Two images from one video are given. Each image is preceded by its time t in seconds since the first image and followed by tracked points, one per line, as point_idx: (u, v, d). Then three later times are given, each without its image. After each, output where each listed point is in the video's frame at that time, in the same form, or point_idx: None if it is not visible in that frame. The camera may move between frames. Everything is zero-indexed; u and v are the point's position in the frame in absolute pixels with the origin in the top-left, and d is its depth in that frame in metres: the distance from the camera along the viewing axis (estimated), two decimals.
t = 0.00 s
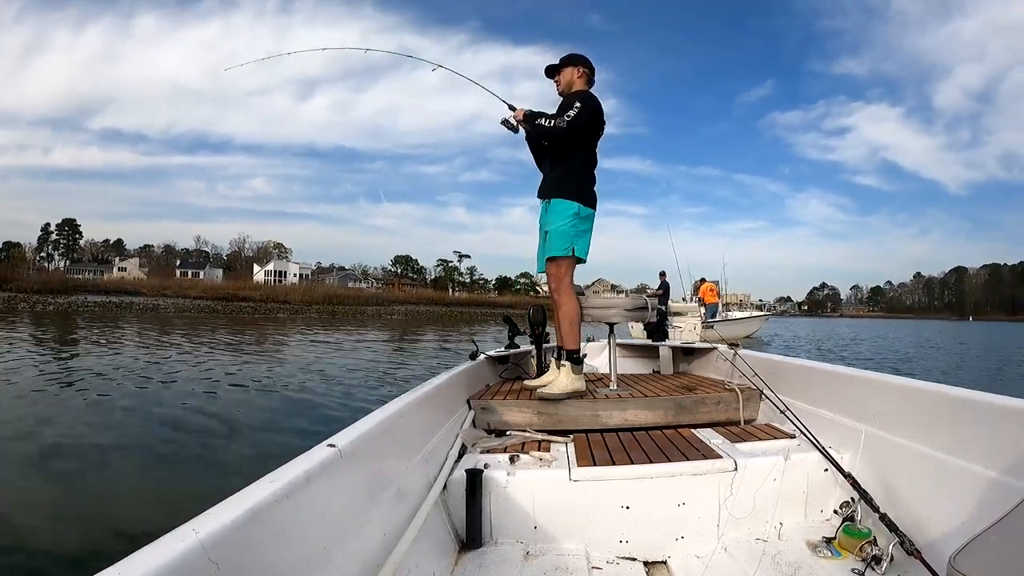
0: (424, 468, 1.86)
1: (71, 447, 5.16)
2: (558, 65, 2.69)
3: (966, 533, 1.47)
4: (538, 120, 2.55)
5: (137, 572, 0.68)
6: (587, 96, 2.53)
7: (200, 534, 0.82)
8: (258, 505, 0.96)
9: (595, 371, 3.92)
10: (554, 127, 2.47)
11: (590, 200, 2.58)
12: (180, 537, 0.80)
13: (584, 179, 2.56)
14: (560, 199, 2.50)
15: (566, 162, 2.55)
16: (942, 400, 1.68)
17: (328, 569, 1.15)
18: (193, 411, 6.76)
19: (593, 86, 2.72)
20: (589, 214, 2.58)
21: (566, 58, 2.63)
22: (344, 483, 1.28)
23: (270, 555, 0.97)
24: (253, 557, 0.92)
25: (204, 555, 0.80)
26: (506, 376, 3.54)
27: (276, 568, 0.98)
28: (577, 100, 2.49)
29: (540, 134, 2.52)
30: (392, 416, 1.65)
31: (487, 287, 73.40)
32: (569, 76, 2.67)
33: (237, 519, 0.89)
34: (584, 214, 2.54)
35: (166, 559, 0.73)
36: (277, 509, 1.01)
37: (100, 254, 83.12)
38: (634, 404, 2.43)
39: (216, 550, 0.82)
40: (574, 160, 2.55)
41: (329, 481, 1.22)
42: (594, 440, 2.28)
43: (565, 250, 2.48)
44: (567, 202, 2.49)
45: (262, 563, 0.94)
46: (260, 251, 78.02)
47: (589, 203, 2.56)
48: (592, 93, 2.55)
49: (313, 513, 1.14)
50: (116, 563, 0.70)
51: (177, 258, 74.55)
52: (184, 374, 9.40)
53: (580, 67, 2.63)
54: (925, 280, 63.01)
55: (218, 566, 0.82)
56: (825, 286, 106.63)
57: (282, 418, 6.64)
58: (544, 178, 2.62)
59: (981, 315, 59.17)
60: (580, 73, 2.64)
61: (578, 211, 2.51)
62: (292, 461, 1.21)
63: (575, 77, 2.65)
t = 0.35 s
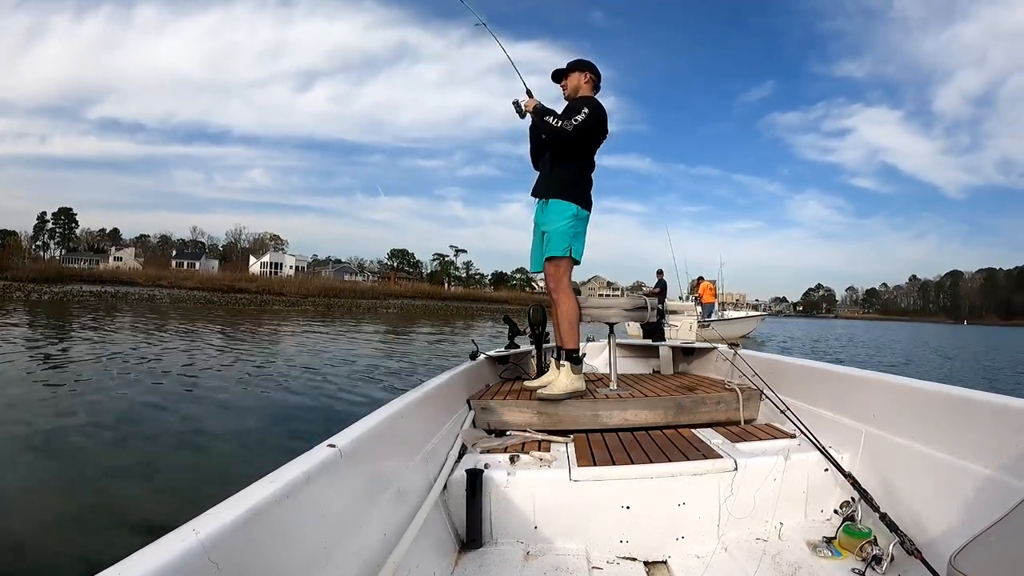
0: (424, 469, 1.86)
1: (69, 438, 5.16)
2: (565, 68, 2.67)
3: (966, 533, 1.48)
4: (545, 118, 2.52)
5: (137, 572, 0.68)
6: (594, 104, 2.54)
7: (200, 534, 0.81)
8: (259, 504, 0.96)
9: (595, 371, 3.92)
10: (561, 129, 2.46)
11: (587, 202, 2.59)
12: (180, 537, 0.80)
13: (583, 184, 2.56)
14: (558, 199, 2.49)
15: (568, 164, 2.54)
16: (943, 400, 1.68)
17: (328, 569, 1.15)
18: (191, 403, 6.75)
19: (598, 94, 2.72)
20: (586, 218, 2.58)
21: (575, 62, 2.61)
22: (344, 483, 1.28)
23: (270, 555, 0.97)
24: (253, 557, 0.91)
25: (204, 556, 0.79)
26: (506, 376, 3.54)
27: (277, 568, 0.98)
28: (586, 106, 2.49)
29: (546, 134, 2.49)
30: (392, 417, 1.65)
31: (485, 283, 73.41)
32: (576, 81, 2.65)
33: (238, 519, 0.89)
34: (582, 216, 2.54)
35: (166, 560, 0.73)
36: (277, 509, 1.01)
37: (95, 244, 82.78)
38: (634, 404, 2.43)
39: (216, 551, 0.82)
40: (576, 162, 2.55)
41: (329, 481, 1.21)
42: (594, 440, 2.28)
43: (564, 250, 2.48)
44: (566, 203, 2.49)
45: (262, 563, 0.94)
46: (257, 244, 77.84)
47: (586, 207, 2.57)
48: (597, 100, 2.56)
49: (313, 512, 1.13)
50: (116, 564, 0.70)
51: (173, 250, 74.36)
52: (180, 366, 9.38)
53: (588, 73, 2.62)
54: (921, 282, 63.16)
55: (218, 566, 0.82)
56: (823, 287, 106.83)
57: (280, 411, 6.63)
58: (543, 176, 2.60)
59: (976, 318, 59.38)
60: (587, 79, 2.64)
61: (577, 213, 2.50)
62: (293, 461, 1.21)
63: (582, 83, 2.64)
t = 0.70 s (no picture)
0: (424, 468, 1.86)
1: (68, 442, 5.14)
2: (565, 69, 2.68)
3: (966, 533, 1.48)
4: (540, 117, 2.53)
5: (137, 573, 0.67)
6: (590, 106, 2.54)
7: (200, 534, 0.81)
8: (258, 505, 0.95)
9: (595, 371, 3.91)
10: (554, 129, 2.47)
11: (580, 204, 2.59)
12: (180, 538, 0.80)
13: (575, 184, 2.56)
14: (549, 199, 2.50)
15: (562, 163, 2.53)
16: (943, 399, 1.68)
17: (328, 569, 1.14)
18: (190, 406, 6.74)
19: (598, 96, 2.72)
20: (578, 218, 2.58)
21: (574, 64, 2.62)
22: (344, 483, 1.28)
23: (270, 555, 0.97)
24: (253, 557, 0.91)
25: (204, 556, 0.79)
26: (506, 376, 3.53)
27: (276, 568, 0.97)
28: (580, 108, 2.50)
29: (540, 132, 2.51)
30: (392, 417, 1.65)
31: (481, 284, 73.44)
32: (575, 82, 2.66)
33: (238, 519, 0.89)
34: (573, 216, 2.54)
35: (166, 560, 0.73)
36: (277, 509, 1.01)
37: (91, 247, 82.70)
38: (634, 404, 2.43)
39: (216, 551, 0.82)
40: (570, 162, 2.54)
41: (328, 482, 1.21)
42: (594, 440, 2.28)
43: (554, 250, 2.49)
44: (557, 202, 2.50)
45: (263, 563, 0.94)
46: (254, 247, 77.78)
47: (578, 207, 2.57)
48: (594, 102, 2.56)
49: (313, 513, 1.13)
50: (116, 564, 0.70)
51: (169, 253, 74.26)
52: (176, 369, 9.34)
53: (587, 74, 2.62)
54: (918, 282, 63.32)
55: (218, 566, 0.82)
56: (820, 288, 107.10)
57: (279, 413, 6.62)
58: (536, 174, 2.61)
59: (972, 317, 59.50)
60: (586, 80, 2.64)
61: (568, 212, 2.51)
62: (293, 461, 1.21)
63: (581, 84, 2.65)
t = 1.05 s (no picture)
0: (424, 469, 1.85)
1: (65, 445, 5.12)
2: (559, 66, 2.68)
3: (966, 531, 1.48)
4: (533, 121, 2.54)
5: (137, 573, 0.67)
6: (583, 104, 2.54)
7: (200, 535, 0.81)
8: (258, 505, 0.95)
9: (594, 372, 3.91)
10: (547, 130, 2.48)
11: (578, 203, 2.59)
12: (180, 538, 0.79)
13: (572, 183, 2.56)
14: (545, 200, 2.50)
15: (557, 163, 2.53)
16: (942, 399, 1.68)
17: (328, 569, 1.14)
18: (188, 409, 6.71)
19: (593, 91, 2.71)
20: (576, 217, 2.58)
21: (566, 62, 2.62)
22: (344, 484, 1.27)
23: (270, 555, 0.96)
24: (253, 558, 0.91)
25: (204, 557, 0.79)
26: (506, 376, 3.53)
27: (276, 568, 0.97)
28: (573, 107, 2.50)
29: (534, 135, 2.51)
30: (392, 417, 1.64)
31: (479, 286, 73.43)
32: (569, 79, 2.66)
33: (238, 519, 0.89)
34: (570, 215, 2.54)
35: (166, 559, 0.73)
36: (277, 510, 1.01)
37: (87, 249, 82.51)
38: (634, 404, 2.43)
39: (216, 551, 0.82)
40: (566, 161, 2.54)
41: (329, 482, 1.21)
42: (594, 440, 2.28)
43: (551, 251, 2.49)
44: (552, 202, 2.50)
45: (263, 565, 0.94)
46: (251, 249, 77.65)
47: (575, 206, 2.57)
48: (587, 100, 2.56)
49: (313, 514, 1.13)
50: (116, 564, 0.70)
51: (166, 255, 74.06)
52: (173, 372, 9.29)
53: (580, 71, 2.62)
54: (915, 283, 63.50)
55: (218, 567, 0.82)
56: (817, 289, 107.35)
57: (278, 416, 6.60)
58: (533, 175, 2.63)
59: (968, 318, 59.70)
60: (580, 77, 2.64)
61: (564, 212, 2.51)
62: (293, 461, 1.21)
63: (575, 81, 2.65)
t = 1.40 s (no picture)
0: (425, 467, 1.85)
1: (63, 440, 5.11)
2: (558, 63, 2.66)
3: (965, 533, 1.48)
4: (534, 125, 2.53)
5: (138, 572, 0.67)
6: (582, 102, 2.52)
7: (201, 534, 0.80)
8: (258, 504, 0.94)
9: (594, 372, 3.92)
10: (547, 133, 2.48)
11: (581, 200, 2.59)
12: (181, 537, 0.79)
13: (575, 182, 2.56)
14: (548, 200, 2.51)
15: (560, 162, 2.54)
16: (943, 401, 1.68)
17: (328, 568, 1.14)
18: (184, 406, 6.69)
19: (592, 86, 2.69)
20: (578, 215, 2.57)
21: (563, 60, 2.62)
22: (344, 482, 1.27)
23: (270, 555, 0.96)
24: (253, 558, 0.90)
25: (204, 557, 0.78)
26: (506, 376, 3.53)
27: (276, 568, 0.97)
28: (572, 107, 2.49)
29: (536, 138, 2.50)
30: (392, 416, 1.64)
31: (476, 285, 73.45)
32: (567, 77, 2.66)
33: (237, 519, 0.88)
34: (573, 215, 2.54)
35: (166, 559, 0.72)
36: (277, 509, 1.00)
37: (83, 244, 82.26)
38: (634, 404, 2.43)
39: (216, 551, 0.81)
40: (570, 161, 2.55)
41: (329, 481, 1.20)
42: (594, 440, 2.28)
43: (551, 250, 2.49)
44: (555, 202, 2.50)
45: (263, 564, 0.93)
46: (248, 247, 77.48)
47: (579, 204, 2.57)
48: (586, 98, 2.54)
49: (313, 513, 1.12)
50: (116, 563, 0.69)
51: (162, 251, 73.78)
52: (168, 368, 9.24)
53: (577, 69, 2.62)
54: (910, 287, 63.77)
55: (218, 566, 0.81)
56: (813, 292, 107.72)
57: (275, 414, 6.59)
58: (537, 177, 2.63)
59: (963, 322, 60.00)
60: (578, 74, 2.63)
61: (567, 212, 2.51)
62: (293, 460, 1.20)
63: (573, 78, 2.64)
